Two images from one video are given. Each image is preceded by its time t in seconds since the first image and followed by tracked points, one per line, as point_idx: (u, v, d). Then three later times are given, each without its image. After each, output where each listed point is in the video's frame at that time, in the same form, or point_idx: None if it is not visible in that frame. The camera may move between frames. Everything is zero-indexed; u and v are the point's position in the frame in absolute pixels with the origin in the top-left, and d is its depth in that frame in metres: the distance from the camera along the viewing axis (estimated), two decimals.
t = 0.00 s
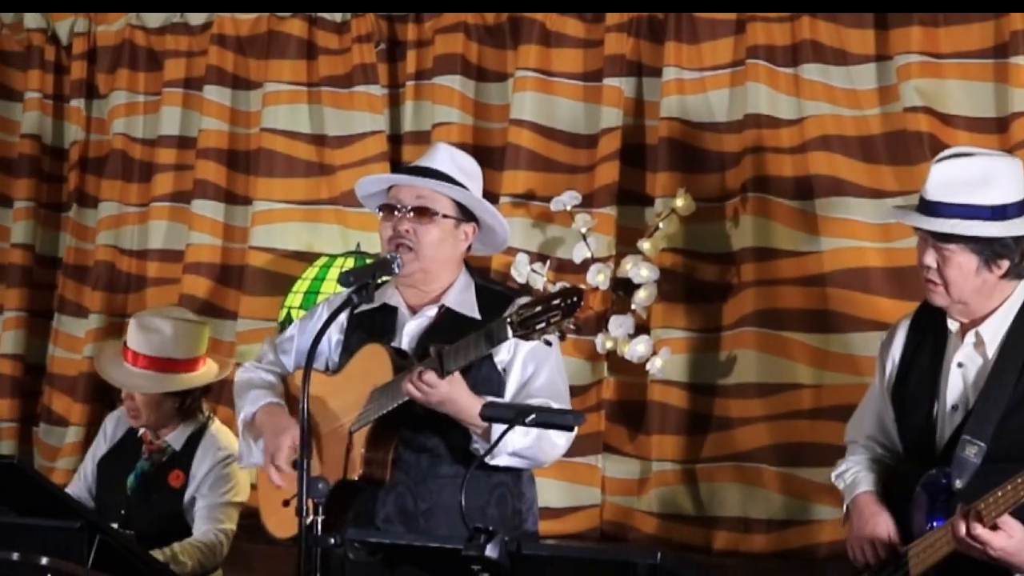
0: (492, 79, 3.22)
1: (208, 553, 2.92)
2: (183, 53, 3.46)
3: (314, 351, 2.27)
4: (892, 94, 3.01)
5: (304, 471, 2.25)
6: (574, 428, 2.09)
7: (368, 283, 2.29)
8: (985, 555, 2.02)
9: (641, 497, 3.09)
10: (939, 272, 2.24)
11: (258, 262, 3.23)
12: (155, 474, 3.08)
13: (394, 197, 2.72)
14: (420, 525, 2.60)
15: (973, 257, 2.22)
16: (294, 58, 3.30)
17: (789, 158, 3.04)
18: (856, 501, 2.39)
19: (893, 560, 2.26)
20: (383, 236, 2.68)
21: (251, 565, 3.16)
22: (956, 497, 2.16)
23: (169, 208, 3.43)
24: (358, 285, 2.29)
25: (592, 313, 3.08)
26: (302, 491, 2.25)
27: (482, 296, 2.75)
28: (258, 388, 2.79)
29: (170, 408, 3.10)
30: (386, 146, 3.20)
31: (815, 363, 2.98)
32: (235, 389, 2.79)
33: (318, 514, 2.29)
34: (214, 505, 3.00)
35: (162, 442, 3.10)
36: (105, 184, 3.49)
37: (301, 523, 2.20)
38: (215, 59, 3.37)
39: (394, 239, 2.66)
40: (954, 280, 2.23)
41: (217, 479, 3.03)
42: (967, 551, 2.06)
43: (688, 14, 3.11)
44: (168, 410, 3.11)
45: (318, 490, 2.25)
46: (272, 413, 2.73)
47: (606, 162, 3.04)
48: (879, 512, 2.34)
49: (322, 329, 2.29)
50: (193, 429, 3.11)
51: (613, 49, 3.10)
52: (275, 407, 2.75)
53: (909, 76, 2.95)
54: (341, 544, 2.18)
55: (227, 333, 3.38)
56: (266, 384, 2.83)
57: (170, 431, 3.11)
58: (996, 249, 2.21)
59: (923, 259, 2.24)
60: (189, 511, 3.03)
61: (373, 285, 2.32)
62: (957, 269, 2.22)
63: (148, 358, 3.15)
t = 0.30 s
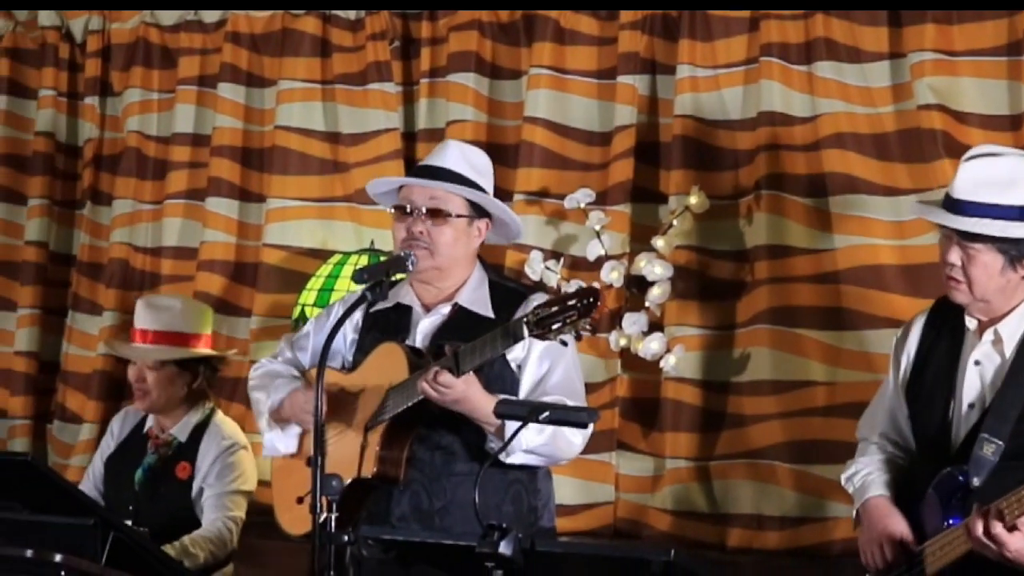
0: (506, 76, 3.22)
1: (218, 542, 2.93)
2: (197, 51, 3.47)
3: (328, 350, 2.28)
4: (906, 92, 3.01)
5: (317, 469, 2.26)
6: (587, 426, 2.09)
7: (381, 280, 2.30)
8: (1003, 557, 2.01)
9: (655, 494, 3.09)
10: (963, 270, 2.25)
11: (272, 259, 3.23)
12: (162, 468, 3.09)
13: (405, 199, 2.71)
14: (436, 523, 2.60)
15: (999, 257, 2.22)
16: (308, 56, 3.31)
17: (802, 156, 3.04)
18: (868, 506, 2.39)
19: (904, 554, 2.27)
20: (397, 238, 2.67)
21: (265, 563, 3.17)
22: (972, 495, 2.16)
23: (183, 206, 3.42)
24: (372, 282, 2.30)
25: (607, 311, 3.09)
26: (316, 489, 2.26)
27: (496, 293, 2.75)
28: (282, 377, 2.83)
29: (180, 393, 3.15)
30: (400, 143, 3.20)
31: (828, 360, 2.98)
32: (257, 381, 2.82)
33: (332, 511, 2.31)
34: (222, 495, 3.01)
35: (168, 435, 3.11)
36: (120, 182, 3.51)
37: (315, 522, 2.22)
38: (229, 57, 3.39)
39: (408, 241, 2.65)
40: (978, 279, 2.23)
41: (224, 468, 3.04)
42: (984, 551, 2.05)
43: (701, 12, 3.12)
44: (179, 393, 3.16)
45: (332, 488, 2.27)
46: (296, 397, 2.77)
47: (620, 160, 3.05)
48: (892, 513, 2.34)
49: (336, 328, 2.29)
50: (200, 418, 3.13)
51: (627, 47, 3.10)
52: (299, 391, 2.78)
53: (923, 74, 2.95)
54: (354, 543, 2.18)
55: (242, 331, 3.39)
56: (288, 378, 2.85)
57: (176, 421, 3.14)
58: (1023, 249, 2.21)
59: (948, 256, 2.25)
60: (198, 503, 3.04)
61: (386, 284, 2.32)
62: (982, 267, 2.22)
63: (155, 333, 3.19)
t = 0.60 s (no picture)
0: (520, 73, 3.22)
1: (224, 525, 2.98)
2: (212, 48, 3.48)
3: (344, 346, 2.29)
4: (920, 88, 3.00)
5: (332, 466, 2.29)
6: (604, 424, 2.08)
7: (396, 277, 2.31)
8: None
9: (669, 491, 3.08)
10: (991, 263, 2.25)
11: (287, 257, 3.24)
12: (164, 460, 3.15)
13: (424, 195, 2.71)
14: (449, 519, 2.59)
15: None
16: (322, 53, 3.31)
17: (816, 153, 3.03)
18: (883, 498, 2.38)
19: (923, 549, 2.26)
20: (418, 235, 2.67)
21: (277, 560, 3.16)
22: (993, 489, 2.14)
23: (198, 204, 3.42)
24: (386, 278, 2.31)
25: (621, 307, 3.08)
26: (331, 486, 2.28)
27: (515, 291, 2.75)
28: (292, 371, 2.83)
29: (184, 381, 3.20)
30: (414, 140, 3.21)
31: (843, 357, 2.98)
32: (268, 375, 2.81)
33: (347, 507, 2.34)
34: (223, 477, 3.06)
35: (168, 427, 3.17)
36: (134, 178, 3.52)
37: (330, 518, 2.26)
38: (244, 53, 3.39)
39: (430, 237, 2.65)
40: (1006, 273, 2.23)
41: (224, 451, 3.09)
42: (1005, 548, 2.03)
43: (716, 9, 3.12)
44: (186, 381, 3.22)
45: (346, 485, 2.30)
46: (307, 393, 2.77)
47: (635, 156, 3.05)
48: (907, 509, 2.33)
49: (351, 323, 2.30)
50: (198, 406, 3.19)
51: (642, 44, 3.11)
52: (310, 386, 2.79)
53: (937, 71, 2.95)
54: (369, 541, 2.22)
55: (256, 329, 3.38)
56: (300, 373, 2.84)
57: (174, 412, 3.19)
58: None
59: (976, 249, 2.25)
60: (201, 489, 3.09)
61: (401, 280, 2.32)
62: (1010, 261, 2.23)
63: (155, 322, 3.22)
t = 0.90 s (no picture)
0: (534, 70, 3.22)
1: (231, 518, 2.98)
2: (226, 45, 3.49)
3: (358, 344, 2.27)
4: (935, 86, 3.00)
5: (346, 462, 2.27)
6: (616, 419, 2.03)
7: (409, 275, 2.29)
8: None
9: (683, 488, 3.09)
10: (1004, 258, 2.25)
11: (302, 254, 3.23)
12: (173, 456, 3.15)
13: (442, 190, 2.74)
14: (462, 516, 2.61)
15: None
16: (336, 50, 3.31)
17: (831, 151, 3.03)
18: (895, 504, 2.37)
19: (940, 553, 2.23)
20: (435, 230, 2.69)
21: (290, 557, 3.17)
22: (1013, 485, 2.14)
23: (212, 201, 3.43)
24: (400, 276, 2.29)
25: (635, 304, 3.10)
26: (345, 483, 2.26)
27: (529, 290, 2.75)
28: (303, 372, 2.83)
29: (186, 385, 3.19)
30: (428, 138, 3.21)
31: (857, 354, 2.98)
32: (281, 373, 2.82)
33: (361, 504, 2.28)
34: (228, 470, 3.06)
35: (173, 426, 3.17)
36: (149, 176, 3.53)
37: (343, 516, 2.25)
38: (258, 51, 3.39)
39: (447, 232, 2.67)
40: (1018, 268, 2.23)
41: (228, 445, 3.09)
42: None
43: (730, 7, 3.12)
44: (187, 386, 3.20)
45: (361, 482, 2.28)
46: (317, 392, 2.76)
47: (648, 154, 3.05)
48: (916, 515, 2.32)
49: (366, 321, 2.29)
50: (203, 403, 3.19)
51: (656, 41, 3.11)
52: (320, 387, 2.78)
53: (952, 68, 2.95)
54: (383, 538, 2.13)
55: (269, 326, 3.37)
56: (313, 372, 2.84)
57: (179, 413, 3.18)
58: None
59: (990, 244, 2.25)
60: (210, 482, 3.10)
61: (415, 278, 2.31)
62: None
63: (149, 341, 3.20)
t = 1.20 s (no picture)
0: (548, 67, 3.22)
1: (246, 521, 2.96)
2: (240, 42, 3.50)
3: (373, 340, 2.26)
4: (948, 83, 3.01)
5: (360, 460, 2.26)
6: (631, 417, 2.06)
7: (424, 271, 2.28)
8: None
9: (697, 486, 3.09)
10: (1009, 250, 2.25)
11: (314, 251, 3.24)
12: (186, 455, 3.14)
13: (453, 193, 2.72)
14: (472, 513, 2.61)
15: None
16: (350, 47, 3.32)
17: (844, 149, 3.04)
18: (907, 506, 2.36)
19: (957, 552, 2.22)
20: (450, 233, 2.68)
21: (303, 554, 3.17)
22: None
23: (226, 198, 3.45)
24: (414, 274, 2.28)
25: (649, 302, 3.10)
26: (359, 480, 2.25)
27: (541, 287, 2.75)
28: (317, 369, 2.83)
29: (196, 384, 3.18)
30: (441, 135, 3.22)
31: (871, 352, 2.98)
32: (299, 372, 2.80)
33: (375, 502, 2.28)
34: (244, 472, 3.05)
35: (185, 424, 3.16)
36: (162, 173, 3.54)
37: (357, 513, 2.25)
38: (272, 48, 3.39)
39: (462, 235, 2.66)
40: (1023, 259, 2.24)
41: (244, 445, 3.09)
42: None
43: (744, 4, 3.13)
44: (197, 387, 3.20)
45: (374, 479, 2.25)
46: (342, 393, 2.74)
47: (662, 151, 3.05)
48: (927, 516, 2.31)
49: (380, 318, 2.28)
50: (215, 400, 3.18)
51: (669, 38, 3.11)
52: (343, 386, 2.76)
53: (965, 65, 2.95)
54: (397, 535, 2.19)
55: (282, 323, 3.37)
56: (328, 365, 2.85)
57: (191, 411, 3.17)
58: None
59: (994, 236, 2.26)
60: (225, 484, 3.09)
61: (429, 274, 2.30)
62: None
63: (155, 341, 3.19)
